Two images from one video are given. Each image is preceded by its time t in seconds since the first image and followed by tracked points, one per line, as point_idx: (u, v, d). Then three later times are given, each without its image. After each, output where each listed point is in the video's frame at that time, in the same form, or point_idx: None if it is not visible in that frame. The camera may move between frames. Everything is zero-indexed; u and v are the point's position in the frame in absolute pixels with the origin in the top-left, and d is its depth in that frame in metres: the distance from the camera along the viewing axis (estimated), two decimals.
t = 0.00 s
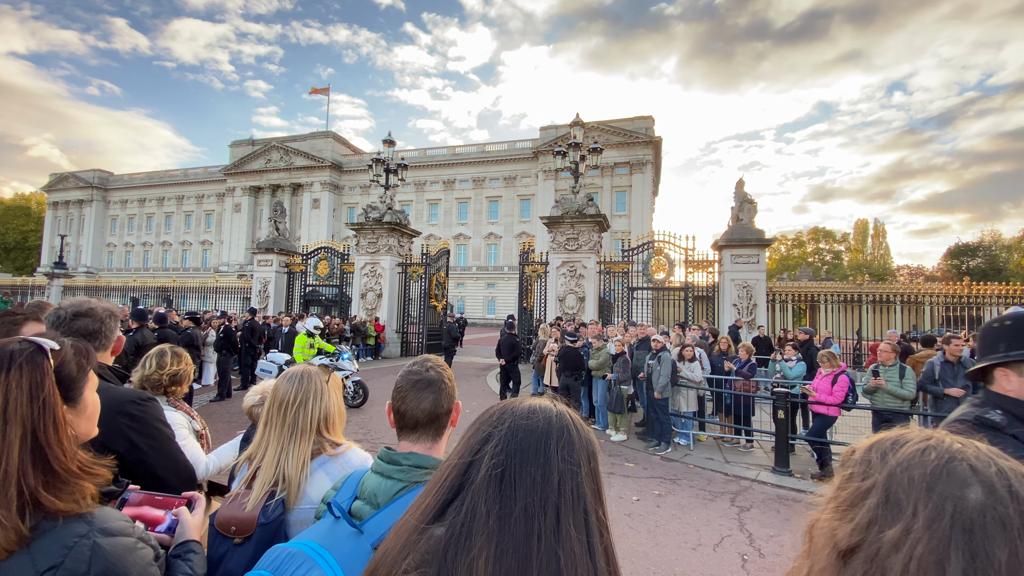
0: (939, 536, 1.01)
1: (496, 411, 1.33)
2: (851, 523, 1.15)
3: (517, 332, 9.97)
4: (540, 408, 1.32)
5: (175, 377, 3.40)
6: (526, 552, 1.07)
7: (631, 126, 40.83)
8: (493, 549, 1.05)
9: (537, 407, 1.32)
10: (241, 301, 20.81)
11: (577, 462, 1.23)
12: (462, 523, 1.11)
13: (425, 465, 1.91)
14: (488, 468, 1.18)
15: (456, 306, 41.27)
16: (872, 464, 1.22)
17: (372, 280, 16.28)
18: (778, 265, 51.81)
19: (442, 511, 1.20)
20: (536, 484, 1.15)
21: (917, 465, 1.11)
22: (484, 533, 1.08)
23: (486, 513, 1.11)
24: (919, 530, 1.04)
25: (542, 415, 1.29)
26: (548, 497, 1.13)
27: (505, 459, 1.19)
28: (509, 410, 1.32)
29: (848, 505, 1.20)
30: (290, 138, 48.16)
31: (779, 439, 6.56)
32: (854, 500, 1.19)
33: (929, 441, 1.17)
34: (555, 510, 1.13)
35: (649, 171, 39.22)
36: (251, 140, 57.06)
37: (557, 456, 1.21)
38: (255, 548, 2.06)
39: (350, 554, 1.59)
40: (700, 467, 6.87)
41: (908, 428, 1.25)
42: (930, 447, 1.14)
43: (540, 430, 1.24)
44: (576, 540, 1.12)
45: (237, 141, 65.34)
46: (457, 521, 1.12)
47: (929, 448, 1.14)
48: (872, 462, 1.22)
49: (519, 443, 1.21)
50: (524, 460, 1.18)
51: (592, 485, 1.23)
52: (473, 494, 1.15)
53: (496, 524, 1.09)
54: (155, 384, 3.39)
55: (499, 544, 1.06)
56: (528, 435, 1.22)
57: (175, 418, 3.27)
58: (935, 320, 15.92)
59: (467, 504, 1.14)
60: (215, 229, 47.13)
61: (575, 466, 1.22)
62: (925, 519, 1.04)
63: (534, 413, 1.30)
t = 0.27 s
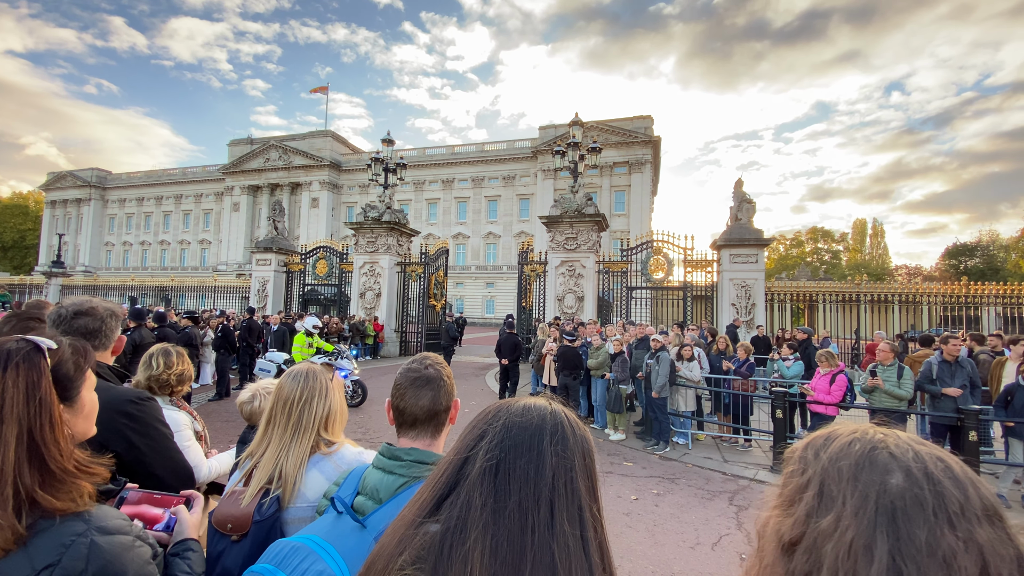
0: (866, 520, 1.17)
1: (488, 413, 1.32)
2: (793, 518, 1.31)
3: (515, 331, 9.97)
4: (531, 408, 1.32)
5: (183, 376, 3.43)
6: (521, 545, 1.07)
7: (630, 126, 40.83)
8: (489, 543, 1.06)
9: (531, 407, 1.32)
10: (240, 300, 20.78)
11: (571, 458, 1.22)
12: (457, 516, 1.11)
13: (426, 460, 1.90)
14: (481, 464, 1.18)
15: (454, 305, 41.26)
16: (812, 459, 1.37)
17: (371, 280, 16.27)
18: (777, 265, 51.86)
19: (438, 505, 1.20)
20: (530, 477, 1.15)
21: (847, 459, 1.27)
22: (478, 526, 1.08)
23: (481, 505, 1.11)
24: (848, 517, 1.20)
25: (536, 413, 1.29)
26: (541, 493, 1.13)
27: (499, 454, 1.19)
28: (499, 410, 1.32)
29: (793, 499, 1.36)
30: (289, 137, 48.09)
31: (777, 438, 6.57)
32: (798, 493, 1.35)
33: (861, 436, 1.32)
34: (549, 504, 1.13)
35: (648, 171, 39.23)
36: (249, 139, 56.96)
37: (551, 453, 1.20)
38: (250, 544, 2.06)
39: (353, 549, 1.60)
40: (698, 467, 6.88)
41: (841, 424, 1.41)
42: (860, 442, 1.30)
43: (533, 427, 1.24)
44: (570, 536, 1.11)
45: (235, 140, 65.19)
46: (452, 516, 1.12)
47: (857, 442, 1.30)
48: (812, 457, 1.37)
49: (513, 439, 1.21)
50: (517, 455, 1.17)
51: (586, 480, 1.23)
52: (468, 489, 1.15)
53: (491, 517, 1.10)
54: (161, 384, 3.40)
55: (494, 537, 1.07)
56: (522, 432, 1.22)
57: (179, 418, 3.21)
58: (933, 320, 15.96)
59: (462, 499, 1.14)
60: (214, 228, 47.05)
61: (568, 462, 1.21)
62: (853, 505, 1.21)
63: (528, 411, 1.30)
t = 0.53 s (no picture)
0: (835, 512, 1.18)
1: (481, 413, 1.32)
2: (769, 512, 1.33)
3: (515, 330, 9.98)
4: (527, 406, 1.32)
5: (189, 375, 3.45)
6: (520, 542, 1.08)
7: (629, 125, 40.87)
8: (489, 537, 1.07)
9: (531, 404, 1.33)
10: (238, 299, 20.75)
11: (569, 456, 1.22)
12: (457, 510, 1.12)
13: (428, 460, 1.90)
14: (480, 459, 1.19)
15: (453, 304, 41.26)
16: (789, 455, 1.39)
17: (370, 279, 16.25)
18: (775, 265, 52.00)
19: (438, 501, 1.21)
20: (529, 473, 1.15)
21: (818, 456, 1.29)
22: (477, 521, 1.09)
23: (481, 500, 1.12)
24: (818, 511, 1.20)
25: (536, 410, 1.30)
26: (540, 489, 1.14)
27: (498, 450, 1.19)
28: (494, 409, 1.32)
29: (770, 494, 1.37)
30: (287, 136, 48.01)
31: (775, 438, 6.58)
32: (775, 487, 1.36)
33: (837, 432, 1.33)
34: (547, 499, 1.13)
35: (647, 170, 39.24)
36: (248, 138, 56.85)
37: (548, 449, 1.20)
38: (254, 544, 2.08)
39: (353, 545, 1.60)
40: (697, 466, 6.89)
41: (819, 422, 1.42)
42: (834, 437, 1.31)
43: (533, 424, 1.24)
44: (569, 532, 1.12)
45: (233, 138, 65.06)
46: (452, 510, 1.12)
47: (830, 438, 1.32)
48: (790, 454, 1.38)
49: (512, 435, 1.21)
50: (517, 451, 1.18)
51: (584, 476, 1.23)
52: (467, 484, 1.16)
53: (490, 512, 1.10)
54: (167, 383, 3.39)
55: (494, 532, 1.08)
56: (521, 429, 1.23)
57: (186, 419, 3.19)
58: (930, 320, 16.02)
59: (461, 493, 1.14)
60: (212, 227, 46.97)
61: (565, 460, 1.21)
62: (824, 498, 1.21)
63: (528, 409, 1.31)
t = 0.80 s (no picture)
0: (833, 510, 1.19)
1: (483, 410, 1.32)
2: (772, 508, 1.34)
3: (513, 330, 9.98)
4: (528, 404, 1.32)
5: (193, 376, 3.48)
6: (520, 536, 1.08)
7: (628, 125, 40.92)
8: (489, 531, 1.07)
9: (530, 403, 1.32)
10: (236, 298, 20.70)
11: (568, 455, 1.22)
12: (457, 506, 1.12)
13: (426, 457, 1.89)
14: (480, 455, 1.19)
15: (452, 304, 41.25)
16: (794, 453, 1.40)
17: (368, 278, 16.23)
18: (773, 265, 52.14)
19: (438, 496, 1.22)
20: (527, 470, 1.15)
21: (822, 455, 1.30)
22: (478, 515, 1.09)
23: (480, 495, 1.12)
24: (818, 509, 1.21)
25: (533, 409, 1.30)
26: (539, 485, 1.14)
27: (498, 447, 1.19)
28: (495, 407, 1.32)
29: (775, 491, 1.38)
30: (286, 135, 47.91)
31: (773, 436, 6.60)
32: (781, 483, 1.37)
33: (844, 431, 1.33)
34: (546, 495, 1.14)
35: (645, 170, 39.25)
36: (246, 136, 56.71)
37: (547, 447, 1.20)
38: (260, 540, 2.11)
39: (351, 541, 1.59)
40: (694, 465, 6.90)
41: (828, 421, 1.42)
42: (842, 436, 1.31)
43: (532, 422, 1.24)
44: (568, 528, 1.12)
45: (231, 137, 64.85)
46: (452, 505, 1.12)
47: (837, 437, 1.32)
48: (797, 452, 1.38)
49: (512, 432, 1.22)
50: (517, 448, 1.18)
51: (583, 474, 1.23)
52: (467, 480, 1.16)
53: (490, 507, 1.10)
54: (172, 383, 3.40)
55: (494, 525, 1.08)
56: (521, 426, 1.23)
57: (194, 419, 3.17)
58: (927, 320, 16.07)
59: (461, 488, 1.15)
60: (210, 226, 46.86)
61: (565, 458, 1.21)
62: (823, 496, 1.23)
63: (527, 407, 1.30)
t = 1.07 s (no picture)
0: (841, 514, 1.19)
1: (490, 408, 1.32)
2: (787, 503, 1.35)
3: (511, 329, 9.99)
4: (534, 403, 1.33)
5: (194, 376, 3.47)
6: (520, 532, 1.08)
7: (626, 125, 40.98)
8: (489, 529, 1.07)
9: (532, 402, 1.33)
10: (233, 298, 20.65)
11: (570, 455, 1.23)
12: (458, 505, 1.12)
13: (423, 457, 1.90)
14: (483, 452, 1.19)
15: (450, 303, 41.23)
16: (811, 452, 1.39)
17: (366, 277, 16.21)
18: (771, 264, 52.26)
19: (440, 494, 1.22)
20: (528, 469, 1.15)
21: (840, 453, 1.29)
22: (478, 514, 1.09)
23: (482, 494, 1.12)
24: (827, 510, 1.22)
25: (536, 409, 1.30)
26: (540, 484, 1.14)
27: (501, 445, 1.20)
28: (504, 405, 1.32)
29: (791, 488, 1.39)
30: (283, 133, 47.80)
31: (770, 436, 6.62)
32: (799, 480, 1.37)
33: (864, 430, 1.32)
34: (548, 494, 1.14)
35: (643, 169, 39.27)
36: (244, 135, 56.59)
37: (550, 445, 1.21)
38: (257, 535, 2.09)
39: (347, 541, 1.59)
40: (692, 464, 6.92)
41: (853, 421, 1.41)
42: (860, 435, 1.30)
43: (533, 421, 1.25)
44: (569, 528, 1.12)
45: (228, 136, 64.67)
46: (453, 504, 1.13)
47: (858, 438, 1.30)
48: (817, 451, 1.38)
49: (513, 431, 1.22)
50: (517, 447, 1.18)
51: (584, 474, 1.23)
52: (467, 479, 1.16)
53: (491, 504, 1.11)
54: (173, 383, 3.38)
55: (494, 524, 1.08)
56: (523, 424, 1.23)
57: (197, 421, 3.16)
58: (925, 320, 16.13)
59: (462, 488, 1.15)
60: (207, 225, 46.74)
61: (567, 459, 1.21)
62: (832, 497, 1.23)
63: (529, 406, 1.31)
